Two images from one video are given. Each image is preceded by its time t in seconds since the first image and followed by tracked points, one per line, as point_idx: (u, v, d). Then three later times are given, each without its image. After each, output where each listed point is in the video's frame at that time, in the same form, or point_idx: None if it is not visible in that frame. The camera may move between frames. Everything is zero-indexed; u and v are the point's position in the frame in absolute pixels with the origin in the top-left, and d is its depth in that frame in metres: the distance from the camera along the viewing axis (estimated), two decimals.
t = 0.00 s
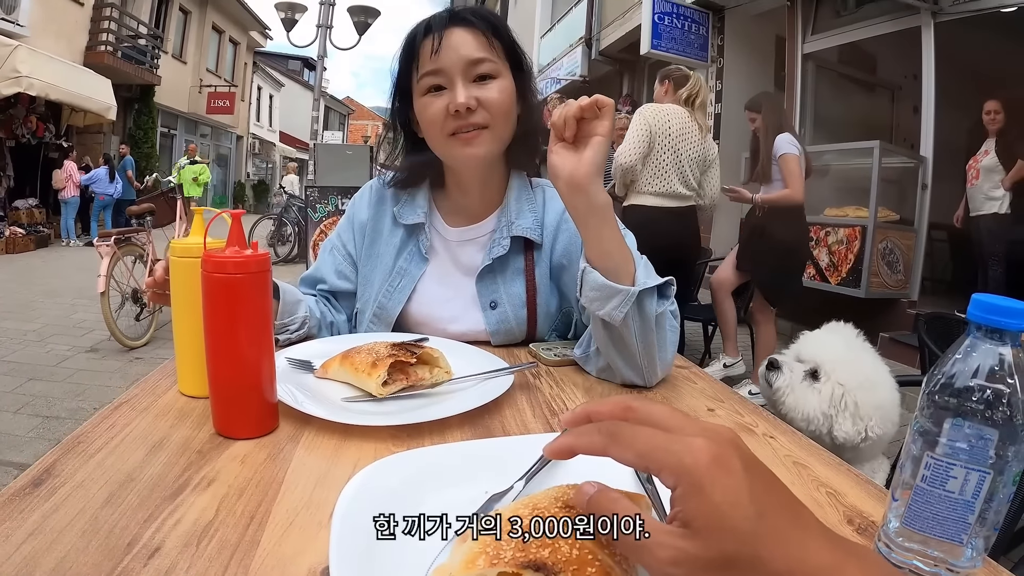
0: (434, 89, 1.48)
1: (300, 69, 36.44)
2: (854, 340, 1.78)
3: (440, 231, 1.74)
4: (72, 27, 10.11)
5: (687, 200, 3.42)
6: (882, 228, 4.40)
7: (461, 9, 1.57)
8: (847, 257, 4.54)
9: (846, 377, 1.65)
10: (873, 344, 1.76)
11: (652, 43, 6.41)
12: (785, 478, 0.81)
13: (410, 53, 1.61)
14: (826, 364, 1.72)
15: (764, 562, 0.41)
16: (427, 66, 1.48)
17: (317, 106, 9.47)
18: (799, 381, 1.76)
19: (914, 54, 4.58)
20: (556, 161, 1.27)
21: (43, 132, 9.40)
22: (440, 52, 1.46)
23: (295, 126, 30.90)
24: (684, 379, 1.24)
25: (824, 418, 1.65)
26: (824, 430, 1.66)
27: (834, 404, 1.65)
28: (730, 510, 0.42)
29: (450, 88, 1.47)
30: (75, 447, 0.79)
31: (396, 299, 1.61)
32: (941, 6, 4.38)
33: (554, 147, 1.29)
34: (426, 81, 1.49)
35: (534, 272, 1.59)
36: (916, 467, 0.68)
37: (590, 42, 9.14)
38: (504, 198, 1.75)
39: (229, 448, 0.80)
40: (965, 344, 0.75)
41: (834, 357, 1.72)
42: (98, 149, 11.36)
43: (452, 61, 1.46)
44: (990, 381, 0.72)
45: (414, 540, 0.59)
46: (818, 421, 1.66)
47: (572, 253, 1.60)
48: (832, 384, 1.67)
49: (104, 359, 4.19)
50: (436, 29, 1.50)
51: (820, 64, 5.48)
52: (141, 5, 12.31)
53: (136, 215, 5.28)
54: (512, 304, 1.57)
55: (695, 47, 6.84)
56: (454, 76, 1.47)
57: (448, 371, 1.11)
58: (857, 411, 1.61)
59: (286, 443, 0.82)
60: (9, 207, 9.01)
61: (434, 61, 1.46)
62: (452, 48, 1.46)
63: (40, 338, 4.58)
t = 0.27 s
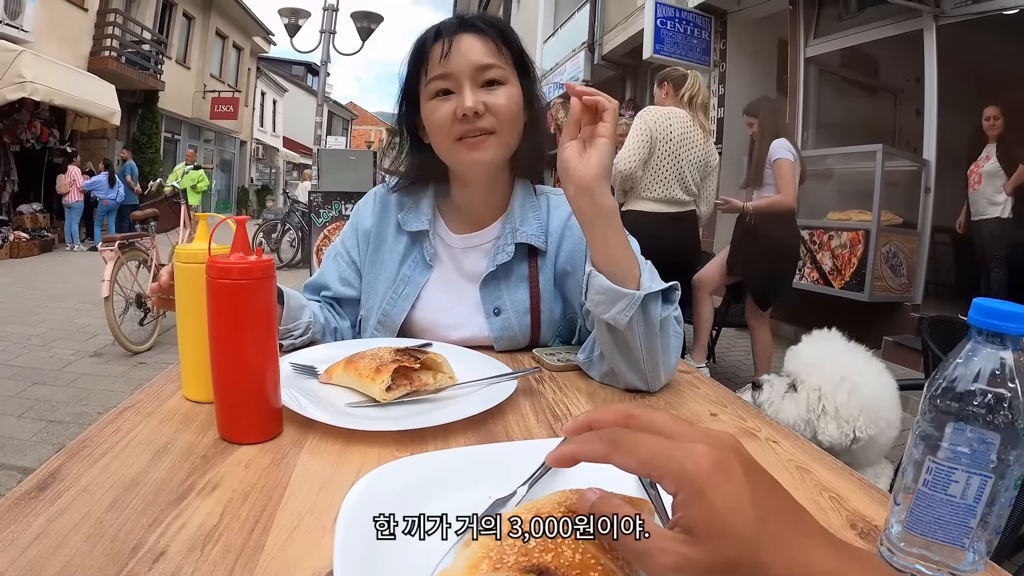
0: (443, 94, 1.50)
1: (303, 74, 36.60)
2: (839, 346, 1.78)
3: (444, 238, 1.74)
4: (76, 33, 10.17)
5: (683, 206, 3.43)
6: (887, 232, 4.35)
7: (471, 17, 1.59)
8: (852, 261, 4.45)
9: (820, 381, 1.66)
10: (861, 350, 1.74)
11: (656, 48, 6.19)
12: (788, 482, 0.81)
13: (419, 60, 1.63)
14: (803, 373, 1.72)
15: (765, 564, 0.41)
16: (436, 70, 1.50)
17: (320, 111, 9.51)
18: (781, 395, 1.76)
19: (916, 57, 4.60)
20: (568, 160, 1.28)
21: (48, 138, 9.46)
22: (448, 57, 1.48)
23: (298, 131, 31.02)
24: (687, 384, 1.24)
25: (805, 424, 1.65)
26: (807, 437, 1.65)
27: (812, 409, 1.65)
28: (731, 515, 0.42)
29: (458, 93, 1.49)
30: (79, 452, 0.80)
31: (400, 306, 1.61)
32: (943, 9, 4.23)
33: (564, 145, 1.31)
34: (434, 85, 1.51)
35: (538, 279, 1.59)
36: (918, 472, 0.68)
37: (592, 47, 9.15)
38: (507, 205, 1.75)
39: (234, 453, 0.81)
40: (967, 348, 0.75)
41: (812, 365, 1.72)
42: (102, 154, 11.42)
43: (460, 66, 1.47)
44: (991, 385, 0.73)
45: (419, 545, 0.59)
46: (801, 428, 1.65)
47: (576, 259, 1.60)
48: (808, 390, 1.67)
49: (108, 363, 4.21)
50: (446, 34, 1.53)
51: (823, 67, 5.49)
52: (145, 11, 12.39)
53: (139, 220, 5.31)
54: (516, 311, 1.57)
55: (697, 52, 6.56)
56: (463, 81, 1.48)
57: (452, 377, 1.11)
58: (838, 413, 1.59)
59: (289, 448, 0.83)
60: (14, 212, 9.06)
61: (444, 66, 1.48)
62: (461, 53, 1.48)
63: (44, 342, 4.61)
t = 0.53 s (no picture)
0: (445, 93, 1.51)
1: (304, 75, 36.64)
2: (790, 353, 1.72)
3: (445, 241, 1.75)
4: (77, 33, 10.18)
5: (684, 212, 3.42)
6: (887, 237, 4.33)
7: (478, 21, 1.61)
8: (852, 265, 4.44)
9: (774, 409, 1.50)
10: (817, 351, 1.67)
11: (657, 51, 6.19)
12: (789, 487, 0.81)
13: (423, 66, 1.65)
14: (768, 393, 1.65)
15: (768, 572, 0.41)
16: (439, 71, 1.51)
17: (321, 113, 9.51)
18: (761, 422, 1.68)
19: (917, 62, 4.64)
20: (561, 170, 1.28)
21: (48, 138, 9.48)
22: (453, 57, 1.50)
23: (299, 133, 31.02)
24: (688, 388, 1.23)
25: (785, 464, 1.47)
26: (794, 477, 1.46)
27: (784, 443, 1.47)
28: (733, 521, 0.42)
29: (460, 91, 1.49)
30: (81, 454, 0.80)
31: (401, 309, 1.61)
32: (944, 14, 4.27)
33: (557, 158, 1.31)
34: (437, 85, 1.52)
35: (539, 283, 1.59)
36: (919, 478, 0.68)
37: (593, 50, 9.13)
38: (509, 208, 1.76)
39: (235, 456, 0.81)
40: (969, 354, 0.76)
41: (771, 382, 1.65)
42: (102, 155, 11.43)
43: (463, 65, 1.49)
44: (993, 392, 0.73)
45: (421, 549, 0.59)
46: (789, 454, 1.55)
47: (578, 263, 1.60)
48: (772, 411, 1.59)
49: (108, 364, 4.20)
50: (449, 39, 1.55)
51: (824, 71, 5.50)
52: (146, 12, 12.41)
53: (140, 221, 5.31)
54: (517, 315, 1.58)
55: (698, 55, 6.56)
56: (465, 80, 1.49)
57: (453, 380, 1.11)
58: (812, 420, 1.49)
59: (291, 452, 0.83)
60: (14, 212, 9.07)
61: (447, 65, 1.50)
62: (464, 53, 1.50)
63: (44, 342, 4.61)
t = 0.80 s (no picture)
0: (452, 94, 1.52)
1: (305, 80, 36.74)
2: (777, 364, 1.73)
3: (446, 245, 1.76)
4: (78, 37, 10.22)
5: (684, 216, 3.42)
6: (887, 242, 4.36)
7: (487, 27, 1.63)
8: (851, 270, 4.45)
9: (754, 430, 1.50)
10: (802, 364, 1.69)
11: (656, 57, 6.10)
12: (787, 491, 0.81)
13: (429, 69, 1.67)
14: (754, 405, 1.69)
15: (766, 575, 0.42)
16: (446, 72, 1.53)
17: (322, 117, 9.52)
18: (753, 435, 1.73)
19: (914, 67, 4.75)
20: (564, 175, 1.29)
21: (49, 141, 9.50)
22: (461, 59, 1.52)
23: (299, 137, 31.08)
24: (687, 395, 1.24)
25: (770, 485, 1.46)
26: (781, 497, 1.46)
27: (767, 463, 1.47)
28: (730, 526, 0.42)
29: (467, 93, 1.51)
30: (85, 457, 0.81)
31: (404, 312, 1.62)
32: (942, 19, 4.30)
33: (563, 162, 1.31)
34: (444, 86, 1.53)
35: (541, 288, 1.60)
36: (914, 483, 0.69)
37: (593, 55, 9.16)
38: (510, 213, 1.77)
39: (237, 461, 0.81)
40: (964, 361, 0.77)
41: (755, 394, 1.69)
42: (103, 158, 11.45)
43: (471, 68, 1.51)
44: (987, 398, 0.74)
45: (424, 551, 0.60)
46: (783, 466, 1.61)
47: (578, 268, 1.61)
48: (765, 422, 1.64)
49: (108, 368, 4.21)
50: (459, 41, 1.56)
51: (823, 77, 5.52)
52: (148, 16, 12.46)
53: (140, 225, 5.32)
54: (518, 319, 1.58)
55: (698, 61, 6.53)
56: (472, 82, 1.51)
57: (454, 387, 1.11)
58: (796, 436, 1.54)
59: (293, 457, 0.83)
60: (15, 215, 9.09)
61: (455, 67, 1.51)
62: (472, 56, 1.51)
63: (44, 346, 4.61)
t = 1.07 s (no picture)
0: (475, 96, 1.53)
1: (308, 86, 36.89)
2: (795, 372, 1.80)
3: (448, 250, 1.76)
4: (83, 42, 10.28)
5: (684, 221, 3.41)
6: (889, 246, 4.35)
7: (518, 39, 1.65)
8: (853, 275, 4.44)
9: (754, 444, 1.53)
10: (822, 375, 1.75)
11: (658, 62, 6.03)
12: (787, 496, 0.82)
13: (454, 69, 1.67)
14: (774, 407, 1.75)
15: None
16: (475, 74, 1.55)
17: (324, 122, 9.55)
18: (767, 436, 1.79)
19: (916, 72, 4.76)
20: (569, 179, 1.29)
21: (53, 146, 9.56)
22: (493, 66, 1.55)
23: (302, 142, 31.17)
24: (689, 400, 1.24)
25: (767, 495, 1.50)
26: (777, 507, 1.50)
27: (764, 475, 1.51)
28: (729, 532, 0.43)
29: (490, 98, 1.52)
30: (89, 462, 0.81)
31: (406, 319, 1.63)
32: (944, 23, 4.31)
33: (566, 166, 1.32)
34: (467, 86, 1.54)
35: (543, 294, 1.61)
36: (914, 488, 0.69)
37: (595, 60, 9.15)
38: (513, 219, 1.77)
39: (241, 466, 0.82)
40: (962, 367, 0.77)
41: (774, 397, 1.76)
42: (106, 163, 11.50)
43: (499, 74, 1.53)
44: (986, 404, 0.74)
45: (427, 554, 0.61)
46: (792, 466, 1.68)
47: (579, 274, 1.62)
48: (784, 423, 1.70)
49: (111, 373, 4.21)
50: (493, 47, 1.60)
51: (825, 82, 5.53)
52: (151, 21, 12.52)
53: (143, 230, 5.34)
54: (521, 325, 1.59)
55: (699, 67, 6.45)
56: (497, 88, 1.52)
57: (457, 393, 1.12)
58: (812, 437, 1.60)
59: (297, 462, 0.84)
60: (18, 219, 9.13)
61: (484, 72, 1.53)
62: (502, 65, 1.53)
63: (47, 350, 4.62)
